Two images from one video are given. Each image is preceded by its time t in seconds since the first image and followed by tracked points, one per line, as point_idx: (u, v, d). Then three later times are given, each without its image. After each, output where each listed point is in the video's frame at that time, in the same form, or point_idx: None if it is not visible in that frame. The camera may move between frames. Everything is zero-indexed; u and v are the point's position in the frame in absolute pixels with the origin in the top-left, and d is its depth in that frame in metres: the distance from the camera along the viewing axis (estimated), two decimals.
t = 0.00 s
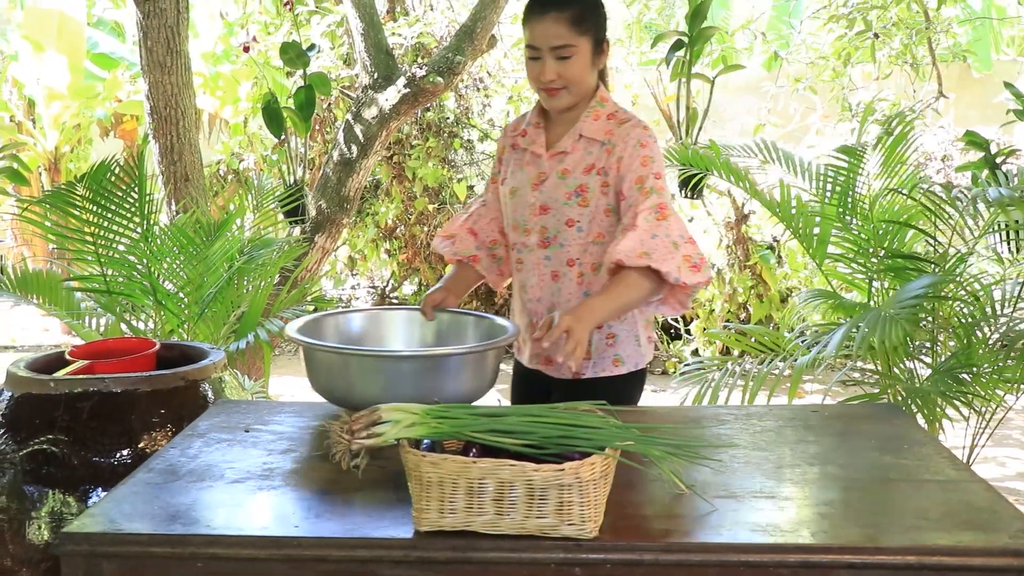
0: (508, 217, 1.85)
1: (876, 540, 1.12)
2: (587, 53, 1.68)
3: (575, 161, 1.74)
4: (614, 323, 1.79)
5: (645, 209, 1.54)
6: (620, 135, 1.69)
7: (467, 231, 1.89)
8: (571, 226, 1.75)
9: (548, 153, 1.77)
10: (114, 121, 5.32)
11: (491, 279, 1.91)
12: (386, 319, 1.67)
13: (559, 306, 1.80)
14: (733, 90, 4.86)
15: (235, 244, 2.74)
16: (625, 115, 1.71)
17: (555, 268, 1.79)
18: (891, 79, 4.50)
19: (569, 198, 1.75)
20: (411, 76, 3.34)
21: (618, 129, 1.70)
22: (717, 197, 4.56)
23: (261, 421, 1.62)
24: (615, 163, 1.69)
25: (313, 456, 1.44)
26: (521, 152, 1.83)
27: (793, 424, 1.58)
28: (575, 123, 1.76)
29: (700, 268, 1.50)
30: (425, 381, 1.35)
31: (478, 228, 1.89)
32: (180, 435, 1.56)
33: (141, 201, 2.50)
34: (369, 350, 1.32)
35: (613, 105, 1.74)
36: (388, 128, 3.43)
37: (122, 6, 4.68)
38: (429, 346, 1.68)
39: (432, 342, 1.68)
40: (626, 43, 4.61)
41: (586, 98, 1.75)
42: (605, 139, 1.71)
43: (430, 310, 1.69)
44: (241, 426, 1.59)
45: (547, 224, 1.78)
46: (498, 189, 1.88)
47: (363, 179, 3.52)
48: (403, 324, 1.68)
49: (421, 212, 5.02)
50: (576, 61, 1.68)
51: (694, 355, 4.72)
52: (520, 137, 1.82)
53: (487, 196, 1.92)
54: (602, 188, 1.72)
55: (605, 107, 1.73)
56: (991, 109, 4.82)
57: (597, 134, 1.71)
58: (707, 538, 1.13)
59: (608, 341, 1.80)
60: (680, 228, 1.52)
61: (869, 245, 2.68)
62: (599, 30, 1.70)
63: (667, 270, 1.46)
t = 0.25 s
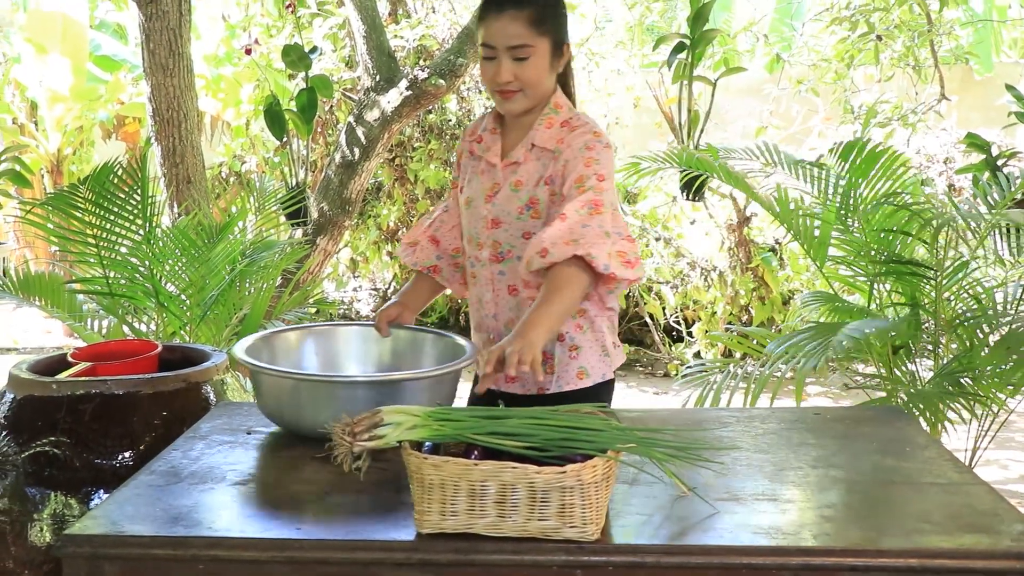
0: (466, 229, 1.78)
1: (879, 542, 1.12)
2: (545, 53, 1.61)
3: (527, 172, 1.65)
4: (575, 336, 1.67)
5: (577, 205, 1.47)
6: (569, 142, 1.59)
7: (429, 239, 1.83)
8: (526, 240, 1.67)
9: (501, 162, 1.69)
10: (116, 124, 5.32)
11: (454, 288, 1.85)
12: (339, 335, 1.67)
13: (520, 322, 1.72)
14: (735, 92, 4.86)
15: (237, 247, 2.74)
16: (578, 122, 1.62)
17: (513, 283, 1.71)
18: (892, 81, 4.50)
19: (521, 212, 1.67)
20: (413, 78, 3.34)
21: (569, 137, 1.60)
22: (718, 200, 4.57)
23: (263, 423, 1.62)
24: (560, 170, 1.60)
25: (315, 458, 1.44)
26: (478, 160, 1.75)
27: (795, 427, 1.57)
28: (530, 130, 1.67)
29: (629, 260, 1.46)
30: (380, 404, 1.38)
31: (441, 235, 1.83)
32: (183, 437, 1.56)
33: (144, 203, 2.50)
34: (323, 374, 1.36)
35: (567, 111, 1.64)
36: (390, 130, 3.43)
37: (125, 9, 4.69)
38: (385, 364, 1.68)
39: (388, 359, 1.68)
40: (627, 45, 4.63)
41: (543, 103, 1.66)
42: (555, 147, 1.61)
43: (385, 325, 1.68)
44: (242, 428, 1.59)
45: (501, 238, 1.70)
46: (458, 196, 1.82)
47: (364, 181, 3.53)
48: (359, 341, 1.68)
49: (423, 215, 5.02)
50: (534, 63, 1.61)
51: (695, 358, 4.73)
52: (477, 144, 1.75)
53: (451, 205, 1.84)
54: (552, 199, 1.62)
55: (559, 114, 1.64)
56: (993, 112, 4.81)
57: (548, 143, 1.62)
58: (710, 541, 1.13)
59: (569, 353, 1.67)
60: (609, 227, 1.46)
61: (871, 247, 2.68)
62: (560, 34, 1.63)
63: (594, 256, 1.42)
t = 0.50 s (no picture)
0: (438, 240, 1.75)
1: (881, 545, 1.12)
2: (503, 57, 1.57)
3: (490, 185, 1.62)
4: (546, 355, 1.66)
5: (535, 221, 1.43)
6: (530, 154, 1.56)
7: (408, 242, 1.83)
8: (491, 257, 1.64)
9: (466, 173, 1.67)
10: (119, 126, 5.32)
11: (432, 293, 1.85)
12: (320, 345, 1.66)
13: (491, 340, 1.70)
14: (737, 95, 4.86)
15: (240, 249, 2.75)
16: (540, 132, 1.59)
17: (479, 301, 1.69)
18: (895, 84, 4.50)
19: (485, 228, 1.64)
20: (416, 81, 3.33)
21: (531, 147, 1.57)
22: (721, 203, 4.58)
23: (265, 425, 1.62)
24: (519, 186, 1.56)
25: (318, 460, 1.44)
26: (445, 168, 1.73)
27: (798, 430, 1.57)
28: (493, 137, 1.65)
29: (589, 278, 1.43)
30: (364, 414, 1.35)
31: (419, 240, 1.83)
32: (185, 438, 1.56)
33: (147, 205, 2.50)
34: (303, 387, 1.31)
35: (529, 118, 1.61)
36: (393, 132, 3.43)
37: (128, 11, 4.70)
38: (366, 374, 1.67)
39: (370, 371, 1.66)
40: (630, 48, 4.63)
41: (503, 109, 1.63)
42: (516, 160, 1.58)
43: (362, 335, 1.66)
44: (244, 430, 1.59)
45: (467, 254, 1.67)
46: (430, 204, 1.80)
47: (367, 183, 3.54)
48: (340, 352, 1.67)
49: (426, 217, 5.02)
50: (492, 68, 1.57)
51: (698, 360, 4.73)
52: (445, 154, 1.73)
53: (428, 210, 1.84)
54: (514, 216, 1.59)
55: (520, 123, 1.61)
56: (995, 114, 4.82)
57: (509, 155, 1.59)
58: (713, 543, 1.13)
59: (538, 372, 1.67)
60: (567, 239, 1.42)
61: (874, 250, 2.68)
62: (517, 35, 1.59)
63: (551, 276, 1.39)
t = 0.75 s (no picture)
0: (423, 249, 1.77)
1: (883, 548, 1.11)
2: (486, 67, 1.57)
3: (483, 194, 1.65)
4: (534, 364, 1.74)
5: (568, 225, 1.47)
6: (529, 159, 1.59)
7: (386, 246, 1.85)
8: (485, 265, 1.68)
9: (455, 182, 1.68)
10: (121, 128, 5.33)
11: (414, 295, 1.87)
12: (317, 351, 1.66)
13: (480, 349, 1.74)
14: (739, 97, 4.86)
15: (242, 251, 2.76)
16: (531, 136, 1.62)
17: (471, 310, 1.72)
18: (897, 87, 4.50)
19: (481, 236, 1.67)
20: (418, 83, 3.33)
21: (527, 153, 1.61)
22: (723, 205, 4.58)
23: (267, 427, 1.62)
24: (523, 194, 1.60)
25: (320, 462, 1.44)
26: (428, 176, 1.74)
27: (800, 432, 1.57)
28: (480, 146, 1.67)
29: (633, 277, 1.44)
30: (363, 418, 1.36)
31: (396, 245, 1.85)
32: (187, 440, 1.56)
33: (149, 208, 2.50)
34: (304, 392, 1.31)
35: (518, 123, 1.64)
36: (395, 135, 3.43)
37: (131, 14, 4.71)
38: (365, 377, 1.66)
39: (368, 375, 1.66)
40: (632, 50, 4.66)
41: (488, 116, 1.65)
42: (511, 166, 1.61)
43: (348, 340, 1.65)
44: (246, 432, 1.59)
45: (460, 263, 1.70)
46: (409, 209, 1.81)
47: (369, 186, 3.54)
48: (337, 358, 1.67)
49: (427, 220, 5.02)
50: (477, 80, 1.57)
51: (699, 363, 4.73)
52: (426, 161, 1.74)
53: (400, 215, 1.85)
54: (513, 225, 1.63)
55: (509, 130, 1.63)
56: (998, 116, 4.82)
57: (503, 161, 1.61)
58: (715, 545, 1.13)
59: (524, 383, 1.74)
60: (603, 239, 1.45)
61: (877, 252, 2.68)
62: (496, 44, 1.59)
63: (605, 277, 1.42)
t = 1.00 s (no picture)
0: (418, 252, 1.77)
1: (885, 550, 1.11)
2: (476, 69, 1.59)
3: (489, 189, 1.68)
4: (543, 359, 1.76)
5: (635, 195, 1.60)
6: (539, 150, 1.66)
7: (371, 246, 1.85)
8: (494, 262, 1.69)
9: (455, 180, 1.70)
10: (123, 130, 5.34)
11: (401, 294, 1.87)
12: (317, 354, 1.66)
13: (486, 347, 1.74)
14: (742, 99, 4.86)
15: (244, 253, 2.76)
16: (534, 130, 1.68)
17: (479, 308, 1.72)
18: (899, 89, 4.50)
19: (489, 232, 1.69)
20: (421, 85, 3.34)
21: (533, 145, 1.67)
22: (725, 207, 4.58)
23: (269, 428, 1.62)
24: (544, 187, 1.65)
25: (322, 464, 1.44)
26: (422, 178, 1.75)
27: (802, 435, 1.57)
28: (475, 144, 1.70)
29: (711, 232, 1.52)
30: (362, 420, 1.35)
31: (381, 244, 1.85)
32: (189, 442, 1.56)
33: (151, 209, 2.50)
34: (302, 396, 1.31)
35: (517, 117, 1.70)
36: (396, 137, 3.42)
37: (133, 15, 4.72)
38: (366, 381, 1.66)
39: (369, 377, 1.66)
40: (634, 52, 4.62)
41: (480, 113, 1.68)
42: (518, 160, 1.66)
43: (341, 341, 1.65)
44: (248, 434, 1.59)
45: (465, 261, 1.71)
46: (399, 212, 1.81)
47: (371, 188, 3.54)
48: (338, 359, 1.67)
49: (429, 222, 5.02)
50: (467, 82, 1.59)
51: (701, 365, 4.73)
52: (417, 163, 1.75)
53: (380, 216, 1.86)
54: (528, 218, 1.67)
55: (507, 123, 1.69)
56: (1000, 118, 4.81)
57: (507, 155, 1.66)
58: (717, 548, 1.12)
59: (532, 378, 1.75)
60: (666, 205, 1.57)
61: (879, 255, 2.68)
62: (485, 44, 1.60)
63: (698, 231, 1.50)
